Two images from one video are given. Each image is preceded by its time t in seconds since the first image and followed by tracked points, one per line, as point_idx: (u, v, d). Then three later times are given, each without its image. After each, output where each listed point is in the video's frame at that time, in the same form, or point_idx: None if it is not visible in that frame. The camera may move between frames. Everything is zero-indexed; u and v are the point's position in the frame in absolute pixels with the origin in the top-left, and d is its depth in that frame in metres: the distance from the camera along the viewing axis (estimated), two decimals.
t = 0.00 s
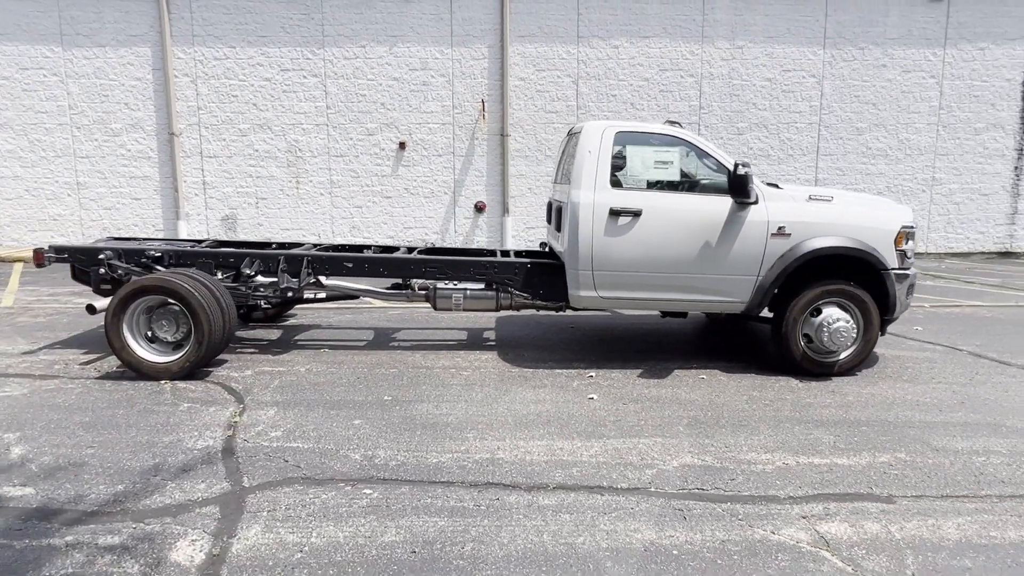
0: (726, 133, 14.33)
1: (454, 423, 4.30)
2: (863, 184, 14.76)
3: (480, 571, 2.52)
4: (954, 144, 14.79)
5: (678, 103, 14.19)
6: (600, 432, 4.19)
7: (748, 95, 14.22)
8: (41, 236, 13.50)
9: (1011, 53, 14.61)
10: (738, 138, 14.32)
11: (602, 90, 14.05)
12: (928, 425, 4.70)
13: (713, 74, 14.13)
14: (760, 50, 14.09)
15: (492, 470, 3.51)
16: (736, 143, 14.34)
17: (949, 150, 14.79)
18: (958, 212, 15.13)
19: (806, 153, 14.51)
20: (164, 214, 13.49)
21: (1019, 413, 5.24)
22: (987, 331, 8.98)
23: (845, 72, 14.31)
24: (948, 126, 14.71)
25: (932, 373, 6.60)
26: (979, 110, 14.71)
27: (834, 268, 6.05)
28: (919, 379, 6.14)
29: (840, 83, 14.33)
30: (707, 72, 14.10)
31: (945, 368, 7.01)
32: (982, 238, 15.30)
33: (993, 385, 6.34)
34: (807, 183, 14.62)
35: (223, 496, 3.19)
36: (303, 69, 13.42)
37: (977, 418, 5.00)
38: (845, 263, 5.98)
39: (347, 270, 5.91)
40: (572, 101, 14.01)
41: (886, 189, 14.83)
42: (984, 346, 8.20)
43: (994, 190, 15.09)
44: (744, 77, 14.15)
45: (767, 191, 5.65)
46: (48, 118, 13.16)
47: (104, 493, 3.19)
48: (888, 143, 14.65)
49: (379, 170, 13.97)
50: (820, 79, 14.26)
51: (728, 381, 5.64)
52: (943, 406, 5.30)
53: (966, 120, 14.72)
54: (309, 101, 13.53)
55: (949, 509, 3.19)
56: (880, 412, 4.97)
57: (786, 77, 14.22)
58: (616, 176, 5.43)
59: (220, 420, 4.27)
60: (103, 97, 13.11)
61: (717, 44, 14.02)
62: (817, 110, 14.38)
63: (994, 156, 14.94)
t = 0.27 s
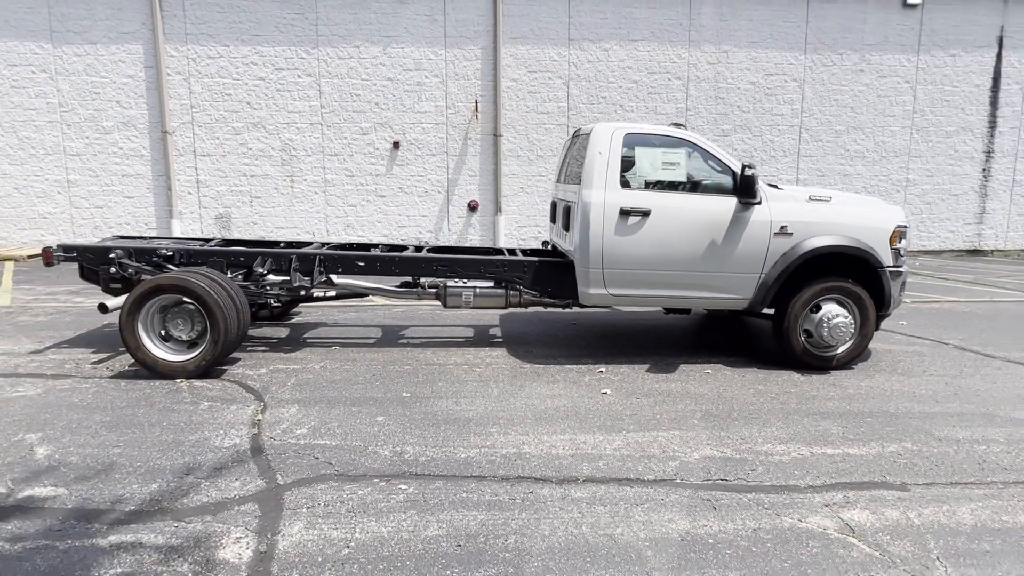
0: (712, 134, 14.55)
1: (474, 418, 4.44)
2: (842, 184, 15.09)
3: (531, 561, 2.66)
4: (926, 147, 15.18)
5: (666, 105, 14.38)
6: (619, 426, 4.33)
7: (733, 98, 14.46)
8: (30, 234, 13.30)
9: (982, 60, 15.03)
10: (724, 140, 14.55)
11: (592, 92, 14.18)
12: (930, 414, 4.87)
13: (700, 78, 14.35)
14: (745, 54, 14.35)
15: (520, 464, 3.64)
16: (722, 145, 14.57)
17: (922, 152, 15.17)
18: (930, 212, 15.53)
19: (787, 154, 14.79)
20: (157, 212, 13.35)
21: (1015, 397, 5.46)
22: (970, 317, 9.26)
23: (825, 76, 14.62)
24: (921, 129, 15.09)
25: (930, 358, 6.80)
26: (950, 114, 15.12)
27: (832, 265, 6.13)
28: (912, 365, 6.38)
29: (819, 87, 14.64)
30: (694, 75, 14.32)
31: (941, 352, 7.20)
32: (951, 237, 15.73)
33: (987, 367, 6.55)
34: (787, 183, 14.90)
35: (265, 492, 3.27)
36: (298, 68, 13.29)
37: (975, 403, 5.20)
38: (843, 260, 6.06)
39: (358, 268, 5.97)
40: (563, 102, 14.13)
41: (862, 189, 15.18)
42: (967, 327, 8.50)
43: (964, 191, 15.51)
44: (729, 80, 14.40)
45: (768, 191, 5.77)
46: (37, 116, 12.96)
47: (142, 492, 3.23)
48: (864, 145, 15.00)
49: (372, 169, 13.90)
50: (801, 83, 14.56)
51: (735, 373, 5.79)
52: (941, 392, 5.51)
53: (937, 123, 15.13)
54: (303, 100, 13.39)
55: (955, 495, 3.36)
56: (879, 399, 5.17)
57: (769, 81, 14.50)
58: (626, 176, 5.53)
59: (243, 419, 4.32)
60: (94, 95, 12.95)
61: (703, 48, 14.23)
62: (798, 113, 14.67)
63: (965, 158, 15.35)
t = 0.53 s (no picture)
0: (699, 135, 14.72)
1: (493, 414, 4.52)
2: (824, 184, 15.37)
3: (575, 553, 2.75)
4: (902, 148, 15.50)
5: (654, 106, 14.52)
6: (636, 421, 4.43)
7: (720, 100, 14.65)
8: (17, 231, 13.05)
9: (955, 66, 15.39)
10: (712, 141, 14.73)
11: (583, 93, 14.21)
12: (934, 403, 5.03)
13: (688, 80, 14.50)
14: (731, 58, 14.56)
15: (547, 459, 3.75)
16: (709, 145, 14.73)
17: (899, 154, 15.50)
18: (906, 212, 15.89)
19: (770, 155, 15.04)
20: (147, 210, 13.18)
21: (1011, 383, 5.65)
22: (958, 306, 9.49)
23: (807, 80, 14.89)
24: (898, 131, 15.42)
25: (925, 345, 6.97)
26: (924, 117, 15.47)
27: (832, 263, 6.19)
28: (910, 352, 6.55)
29: (802, 90, 14.91)
30: (682, 77, 14.47)
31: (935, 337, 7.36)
32: (925, 236, 16.09)
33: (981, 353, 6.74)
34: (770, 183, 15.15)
35: (302, 489, 3.33)
36: (291, 66, 13.09)
37: (975, 391, 5.38)
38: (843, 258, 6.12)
39: (368, 266, 5.98)
40: (555, 102, 14.12)
41: (841, 189, 15.46)
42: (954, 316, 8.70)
43: (937, 191, 15.86)
44: (716, 83, 14.61)
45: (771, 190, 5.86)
46: (24, 112, 12.72)
47: (176, 494, 3.25)
48: (845, 146, 15.28)
49: (365, 167, 13.67)
50: (784, 86, 14.81)
51: (741, 365, 5.91)
52: (940, 380, 5.69)
53: (912, 126, 15.47)
54: (296, 98, 13.19)
55: (964, 483, 3.52)
56: (881, 389, 5.34)
57: (755, 83, 14.70)
58: (635, 176, 5.61)
59: (263, 417, 4.34)
60: (83, 91, 12.74)
61: (690, 51, 14.41)
62: (782, 115, 14.92)
63: (939, 160, 15.70)
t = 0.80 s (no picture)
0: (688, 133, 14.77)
1: (513, 410, 4.53)
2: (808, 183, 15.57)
3: (618, 548, 2.79)
4: (883, 148, 15.73)
5: (644, 105, 14.44)
6: (654, 415, 4.47)
7: (709, 100, 14.69)
8: None
9: (933, 68, 15.64)
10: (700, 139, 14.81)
11: (574, 91, 14.07)
12: (940, 391, 5.15)
13: (678, 79, 14.48)
14: (720, 58, 14.61)
15: (573, 454, 3.79)
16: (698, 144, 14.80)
17: (879, 154, 15.72)
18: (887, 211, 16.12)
19: (758, 154, 15.19)
20: (135, 207, 12.93)
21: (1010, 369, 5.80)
22: (947, 297, 9.67)
23: (793, 81, 15.04)
24: (878, 131, 15.62)
25: (923, 334, 7.13)
26: (904, 118, 15.72)
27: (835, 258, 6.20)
28: (909, 343, 6.69)
29: (787, 90, 15.05)
30: (671, 77, 14.44)
31: (932, 327, 7.54)
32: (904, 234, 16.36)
33: (977, 340, 6.92)
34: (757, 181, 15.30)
35: (337, 486, 3.33)
36: (281, 62, 12.89)
37: (976, 378, 5.52)
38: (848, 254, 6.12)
39: (377, 263, 5.96)
40: (547, 100, 13.97)
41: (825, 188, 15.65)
42: (944, 307, 8.88)
43: (916, 189, 16.10)
44: (705, 83, 14.62)
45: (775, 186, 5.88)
46: (6, 106, 12.38)
47: (206, 495, 3.22)
48: (828, 146, 15.45)
49: (358, 165, 13.48)
50: (770, 85, 14.92)
51: (749, 357, 5.99)
52: (943, 368, 5.83)
53: (893, 126, 15.71)
54: (288, 94, 12.99)
55: (980, 472, 3.62)
56: (886, 380, 5.40)
57: (742, 84, 14.79)
58: (645, 172, 5.62)
59: (281, 415, 4.30)
60: (67, 85, 12.43)
61: (681, 51, 14.39)
62: (768, 115, 15.03)
63: (917, 159, 15.95)
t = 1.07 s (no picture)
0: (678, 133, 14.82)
1: (532, 411, 4.50)
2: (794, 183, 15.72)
3: (662, 550, 2.79)
4: (867, 148, 15.96)
5: (635, 104, 14.48)
6: (674, 415, 4.48)
7: (699, 100, 14.78)
8: None
9: (915, 71, 15.91)
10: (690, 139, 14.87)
11: (567, 90, 14.04)
12: (945, 388, 5.25)
13: (669, 79, 14.55)
14: (710, 58, 14.68)
15: (601, 455, 3.78)
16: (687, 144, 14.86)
17: (863, 154, 15.95)
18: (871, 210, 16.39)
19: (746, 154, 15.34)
20: (120, 205, 12.62)
21: (1008, 366, 5.95)
22: (937, 294, 9.87)
23: (781, 82, 15.17)
24: (863, 132, 15.85)
25: (919, 331, 7.27)
26: (888, 119, 15.96)
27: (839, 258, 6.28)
28: (908, 340, 6.82)
29: (774, 91, 15.17)
30: (662, 77, 14.50)
31: (927, 324, 7.70)
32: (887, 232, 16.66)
33: (971, 337, 7.07)
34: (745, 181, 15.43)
35: (368, 491, 3.28)
36: (271, 58, 12.66)
37: (978, 375, 5.65)
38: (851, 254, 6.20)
39: (386, 263, 5.88)
40: (539, 99, 13.91)
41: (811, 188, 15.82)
42: (934, 303, 9.08)
43: (898, 189, 16.37)
44: (695, 83, 14.70)
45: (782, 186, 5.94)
46: None
47: (235, 504, 3.14)
48: (815, 146, 15.64)
49: (349, 163, 13.32)
50: (758, 86, 15.03)
51: (756, 356, 6.05)
52: (944, 365, 5.95)
53: (876, 127, 15.95)
54: (278, 91, 12.77)
55: (998, 468, 3.70)
56: (892, 377, 5.50)
57: (731, 84, 14.90)
58: (656, 172, 5.64)
59: (299, 419, 4.21)
60: (48, 80, 12.06)
61: (671, 51, 14.45)
62: (756, 115, 15.15)
63: (899, 160, 16.23)
